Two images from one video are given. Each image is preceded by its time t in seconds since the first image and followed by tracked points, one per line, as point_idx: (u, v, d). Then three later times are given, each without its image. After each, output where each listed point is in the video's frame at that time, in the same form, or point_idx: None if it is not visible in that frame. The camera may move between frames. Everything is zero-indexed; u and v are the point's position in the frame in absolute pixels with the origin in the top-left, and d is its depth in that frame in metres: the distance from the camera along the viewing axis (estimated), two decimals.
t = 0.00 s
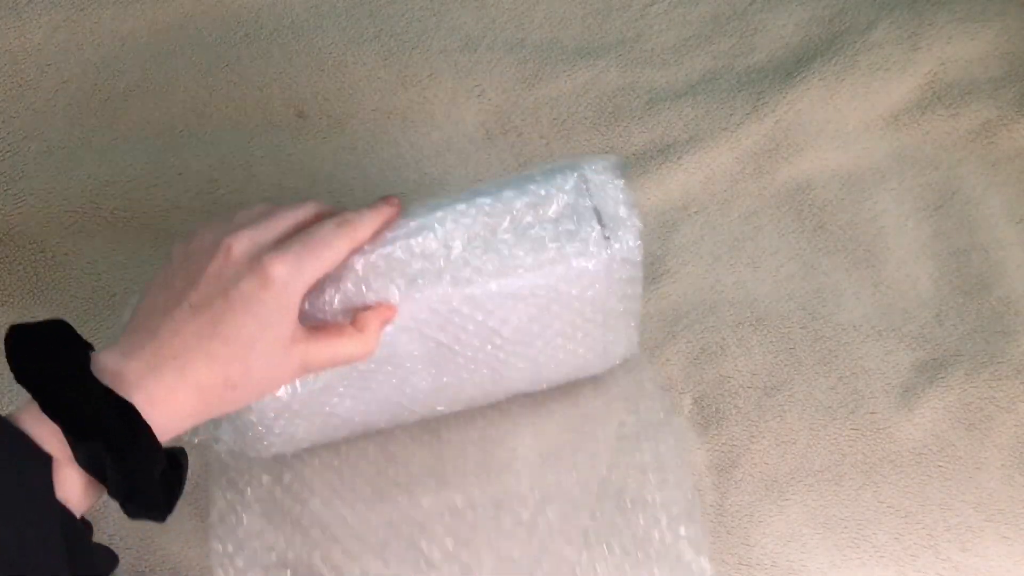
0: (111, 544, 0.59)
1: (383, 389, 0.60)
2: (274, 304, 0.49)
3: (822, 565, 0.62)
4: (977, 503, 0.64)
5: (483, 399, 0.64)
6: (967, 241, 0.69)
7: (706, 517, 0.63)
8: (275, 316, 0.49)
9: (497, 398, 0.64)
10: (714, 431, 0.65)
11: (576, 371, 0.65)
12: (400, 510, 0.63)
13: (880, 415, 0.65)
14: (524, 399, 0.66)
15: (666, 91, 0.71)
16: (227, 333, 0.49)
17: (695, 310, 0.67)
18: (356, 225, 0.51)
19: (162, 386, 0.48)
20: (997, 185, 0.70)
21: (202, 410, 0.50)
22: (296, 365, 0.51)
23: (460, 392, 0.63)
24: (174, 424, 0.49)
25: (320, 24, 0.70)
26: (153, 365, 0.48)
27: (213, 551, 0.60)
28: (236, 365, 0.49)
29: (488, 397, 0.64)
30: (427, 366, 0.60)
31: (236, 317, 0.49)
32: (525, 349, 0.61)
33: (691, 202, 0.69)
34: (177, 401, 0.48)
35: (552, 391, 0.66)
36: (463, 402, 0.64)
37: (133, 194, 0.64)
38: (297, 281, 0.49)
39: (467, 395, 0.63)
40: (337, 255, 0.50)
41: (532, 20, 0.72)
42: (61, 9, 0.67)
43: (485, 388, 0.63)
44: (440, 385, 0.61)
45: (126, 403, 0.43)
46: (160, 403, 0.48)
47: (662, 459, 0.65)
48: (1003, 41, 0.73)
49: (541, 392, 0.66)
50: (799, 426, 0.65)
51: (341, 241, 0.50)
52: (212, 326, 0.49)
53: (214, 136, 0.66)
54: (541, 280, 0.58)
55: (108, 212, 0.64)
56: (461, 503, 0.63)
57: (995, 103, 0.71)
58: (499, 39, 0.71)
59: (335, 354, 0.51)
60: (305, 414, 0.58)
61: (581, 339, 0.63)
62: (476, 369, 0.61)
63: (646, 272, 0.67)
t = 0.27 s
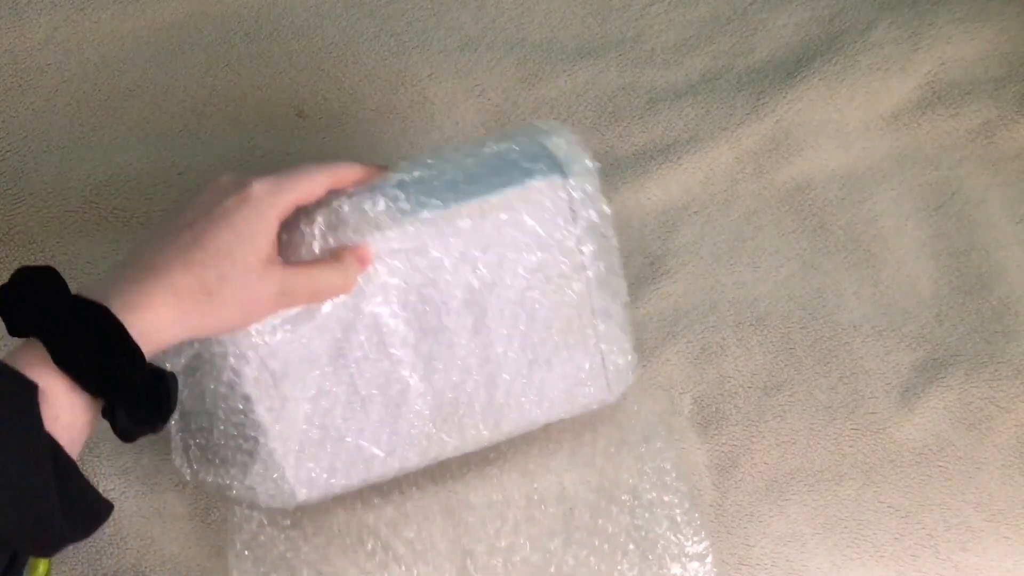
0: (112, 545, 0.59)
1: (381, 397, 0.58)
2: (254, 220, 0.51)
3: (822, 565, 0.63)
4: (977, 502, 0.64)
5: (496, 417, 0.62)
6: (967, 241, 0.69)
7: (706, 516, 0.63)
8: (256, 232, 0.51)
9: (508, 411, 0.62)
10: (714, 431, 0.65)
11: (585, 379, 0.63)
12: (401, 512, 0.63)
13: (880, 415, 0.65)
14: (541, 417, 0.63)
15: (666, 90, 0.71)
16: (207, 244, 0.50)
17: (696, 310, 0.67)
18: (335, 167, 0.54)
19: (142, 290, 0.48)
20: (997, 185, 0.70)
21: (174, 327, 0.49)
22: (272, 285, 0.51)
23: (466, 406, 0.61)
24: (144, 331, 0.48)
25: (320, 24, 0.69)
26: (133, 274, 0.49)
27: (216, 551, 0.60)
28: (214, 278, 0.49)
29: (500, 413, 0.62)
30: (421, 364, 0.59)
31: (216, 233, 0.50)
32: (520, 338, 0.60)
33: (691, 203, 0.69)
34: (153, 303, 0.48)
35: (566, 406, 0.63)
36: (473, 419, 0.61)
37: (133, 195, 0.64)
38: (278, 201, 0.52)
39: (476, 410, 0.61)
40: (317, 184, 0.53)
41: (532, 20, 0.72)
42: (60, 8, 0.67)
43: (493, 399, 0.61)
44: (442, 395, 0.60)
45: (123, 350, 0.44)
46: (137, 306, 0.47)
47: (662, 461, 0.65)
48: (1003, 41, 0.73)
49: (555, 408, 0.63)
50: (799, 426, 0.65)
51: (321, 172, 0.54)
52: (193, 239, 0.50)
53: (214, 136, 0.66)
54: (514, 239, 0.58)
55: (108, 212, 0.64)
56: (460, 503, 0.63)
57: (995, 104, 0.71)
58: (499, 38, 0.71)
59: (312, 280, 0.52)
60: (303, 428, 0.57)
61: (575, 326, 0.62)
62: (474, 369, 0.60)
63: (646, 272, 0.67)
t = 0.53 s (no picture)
0: (112, 545, 0.59)
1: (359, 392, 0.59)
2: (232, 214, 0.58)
3: (822, 565, 0.63)
4: (977, 502, 0.64)
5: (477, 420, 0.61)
6: (967, 241, 0.69)
7: (706, 516, 0.63)
8: (233, 224, 0.58)
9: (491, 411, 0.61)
10: (714, 431, 0.65)
11: (566, 386, 0.62)
12: (401, 512, 0.63)
13: (880, 415, 0.65)
14: (524, 419, 0.62)
15: (666, 90, 0.71)
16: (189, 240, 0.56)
17: (696, 310, 0.67)
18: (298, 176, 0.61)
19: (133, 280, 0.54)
20: (997, 185, 0.70)
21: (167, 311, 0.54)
22: (248, 265, 0.56)
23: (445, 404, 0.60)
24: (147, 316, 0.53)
25: (319, 24, 0.69)
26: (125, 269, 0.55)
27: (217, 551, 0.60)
28: (194, 265, 0.55)
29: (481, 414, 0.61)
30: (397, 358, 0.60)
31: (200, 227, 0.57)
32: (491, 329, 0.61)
33: (691, 203, 0.69)
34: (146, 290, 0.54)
35: (550, 410, 0.63)
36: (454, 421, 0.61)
37: (133, 195, 0.64)
38: (253, 197, 0.59)
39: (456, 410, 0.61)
40: (282, 183, 0.60)
41: (532, 20, 0.72)
42: (60, 9, 0.67)
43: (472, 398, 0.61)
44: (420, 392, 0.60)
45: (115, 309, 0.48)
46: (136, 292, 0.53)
47: (662, 461, 0.65)
48: (1003, 41, 0.73)
49: (538, 413, 0.62)
50: (799, 426, 0.65)
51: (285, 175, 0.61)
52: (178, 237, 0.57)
53: (213, 136, 0.66)
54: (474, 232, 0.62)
55: (108, 212, 0.64)
56: (461, 503, 0.63)
57: (995, 104, 0.71)
58: (499, 38, 0.71)
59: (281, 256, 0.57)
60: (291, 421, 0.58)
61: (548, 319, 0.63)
62: (449, 363, 0.61)
63: (646, 272, 0.67)
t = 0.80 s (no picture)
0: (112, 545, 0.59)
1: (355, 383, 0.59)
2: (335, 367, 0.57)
3: (822, 565, 0.63)
4: (977, 502, 0.64)
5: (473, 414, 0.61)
6: (967, 241, 0.69)
7: (706, 516, 0.63)
8: (361, 393, 0.58)
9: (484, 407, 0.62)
10: (714, 431, 0.65)
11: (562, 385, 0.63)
12: (401, 511, 0.62)
13: (880, 415, 0.65)
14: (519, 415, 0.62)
15: (666, 90, 0.71)
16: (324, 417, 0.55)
17: (696, 310, 0.67)
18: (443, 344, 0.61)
19: (278, 466, 0.52)
20: (997, 185, 0.70)
21: (309, 473, 0.54)
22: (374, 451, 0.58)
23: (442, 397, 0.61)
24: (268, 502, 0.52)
25: (319, 24, 0.69)
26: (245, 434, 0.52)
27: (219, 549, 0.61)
28: (327, 453, 0.55)
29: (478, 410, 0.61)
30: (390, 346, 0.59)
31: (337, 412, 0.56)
32: (489, 325, 0.62)
33: (691, 203, 0.69)
34: (289, 477, 0.53)
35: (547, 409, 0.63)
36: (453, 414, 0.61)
37: (134, 196, 0.64)
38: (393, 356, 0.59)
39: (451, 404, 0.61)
40: (396, 318, 0.60)
41: (532, 20, 0.72)
42: (60, 9, 0.67)
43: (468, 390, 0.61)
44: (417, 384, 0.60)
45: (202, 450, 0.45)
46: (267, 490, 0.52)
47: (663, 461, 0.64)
48: (1003, 41, 0.73)
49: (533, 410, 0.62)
50: (799, 426, 0.65)
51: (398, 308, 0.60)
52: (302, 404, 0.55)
53: (214, 136, 0.66)
54: (475, 231, 0.63)
55: (108, 212, 0.64)
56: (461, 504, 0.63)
57: (995, 103, 0.71)
58: (498, 38, 0.71)
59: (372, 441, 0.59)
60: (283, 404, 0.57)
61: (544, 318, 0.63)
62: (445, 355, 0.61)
63: (646, 272, 0.67)
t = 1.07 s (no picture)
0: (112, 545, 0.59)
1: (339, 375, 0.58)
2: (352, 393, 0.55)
3: (822, 565, 0.63)
4: (977, 502, 0.64)
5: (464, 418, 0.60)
6: (967, 241, 0.69)
7: (706, 516, 0.63)
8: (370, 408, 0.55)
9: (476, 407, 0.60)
10: (714, 431, 0.65)
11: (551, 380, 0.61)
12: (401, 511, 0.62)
13: (880, 415, 0.65)
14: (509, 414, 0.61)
15: (666, 90, 0.71)
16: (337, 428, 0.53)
17: (696, 310, 0.67)
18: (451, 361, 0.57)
19: (287, 472, 0.51)
20: (996, 185, 0.70)
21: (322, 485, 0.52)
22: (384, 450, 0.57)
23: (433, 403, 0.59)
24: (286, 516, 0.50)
25: (320, 24, 0.69)
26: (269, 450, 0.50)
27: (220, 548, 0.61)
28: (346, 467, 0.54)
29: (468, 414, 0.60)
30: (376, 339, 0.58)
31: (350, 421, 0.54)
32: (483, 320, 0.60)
33: (691, 202, 0.69)
34: (305, 483, 0.51)
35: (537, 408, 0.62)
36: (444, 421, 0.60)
37: (133, 195, 0.64)
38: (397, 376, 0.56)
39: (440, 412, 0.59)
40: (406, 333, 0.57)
41: (532, 20, 0.72)
42: (60, 9, 0.67)
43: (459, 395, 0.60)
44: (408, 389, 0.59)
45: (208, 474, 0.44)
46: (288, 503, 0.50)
47: (662, 461, 0.64)
48: (1003, 41, 0.73)
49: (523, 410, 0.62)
50: (799, 425, 0.65)
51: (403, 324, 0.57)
52: (333, 416, 0.54)
53: (214, 136, 0.66)
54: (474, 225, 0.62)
55: (108, 212, 0.64)
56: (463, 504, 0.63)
57: (995, 103, 0.71)
58: (498, 38, 0.71)
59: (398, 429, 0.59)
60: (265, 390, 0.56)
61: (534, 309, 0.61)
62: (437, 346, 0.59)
63: (646, 272, 0.67)
